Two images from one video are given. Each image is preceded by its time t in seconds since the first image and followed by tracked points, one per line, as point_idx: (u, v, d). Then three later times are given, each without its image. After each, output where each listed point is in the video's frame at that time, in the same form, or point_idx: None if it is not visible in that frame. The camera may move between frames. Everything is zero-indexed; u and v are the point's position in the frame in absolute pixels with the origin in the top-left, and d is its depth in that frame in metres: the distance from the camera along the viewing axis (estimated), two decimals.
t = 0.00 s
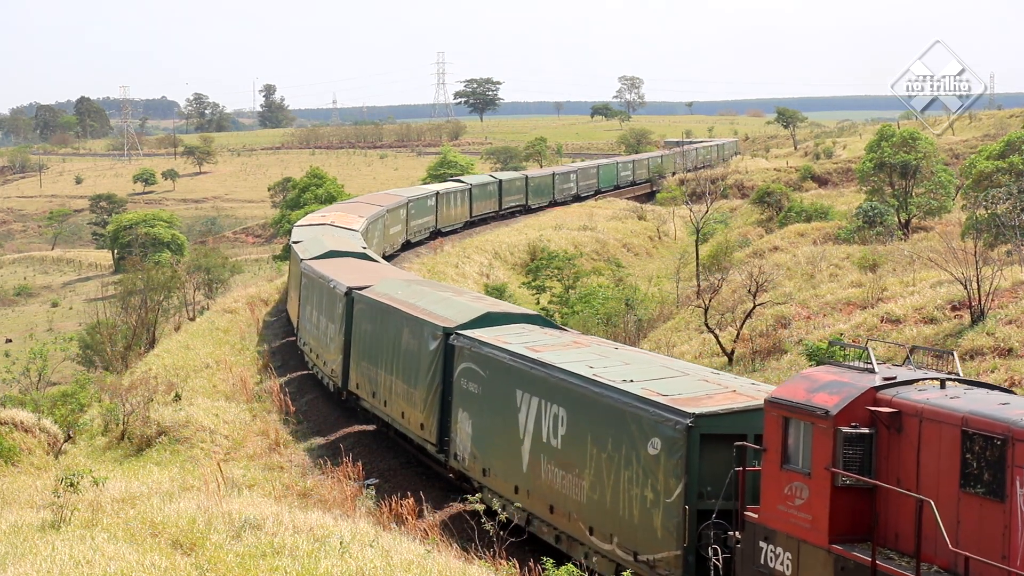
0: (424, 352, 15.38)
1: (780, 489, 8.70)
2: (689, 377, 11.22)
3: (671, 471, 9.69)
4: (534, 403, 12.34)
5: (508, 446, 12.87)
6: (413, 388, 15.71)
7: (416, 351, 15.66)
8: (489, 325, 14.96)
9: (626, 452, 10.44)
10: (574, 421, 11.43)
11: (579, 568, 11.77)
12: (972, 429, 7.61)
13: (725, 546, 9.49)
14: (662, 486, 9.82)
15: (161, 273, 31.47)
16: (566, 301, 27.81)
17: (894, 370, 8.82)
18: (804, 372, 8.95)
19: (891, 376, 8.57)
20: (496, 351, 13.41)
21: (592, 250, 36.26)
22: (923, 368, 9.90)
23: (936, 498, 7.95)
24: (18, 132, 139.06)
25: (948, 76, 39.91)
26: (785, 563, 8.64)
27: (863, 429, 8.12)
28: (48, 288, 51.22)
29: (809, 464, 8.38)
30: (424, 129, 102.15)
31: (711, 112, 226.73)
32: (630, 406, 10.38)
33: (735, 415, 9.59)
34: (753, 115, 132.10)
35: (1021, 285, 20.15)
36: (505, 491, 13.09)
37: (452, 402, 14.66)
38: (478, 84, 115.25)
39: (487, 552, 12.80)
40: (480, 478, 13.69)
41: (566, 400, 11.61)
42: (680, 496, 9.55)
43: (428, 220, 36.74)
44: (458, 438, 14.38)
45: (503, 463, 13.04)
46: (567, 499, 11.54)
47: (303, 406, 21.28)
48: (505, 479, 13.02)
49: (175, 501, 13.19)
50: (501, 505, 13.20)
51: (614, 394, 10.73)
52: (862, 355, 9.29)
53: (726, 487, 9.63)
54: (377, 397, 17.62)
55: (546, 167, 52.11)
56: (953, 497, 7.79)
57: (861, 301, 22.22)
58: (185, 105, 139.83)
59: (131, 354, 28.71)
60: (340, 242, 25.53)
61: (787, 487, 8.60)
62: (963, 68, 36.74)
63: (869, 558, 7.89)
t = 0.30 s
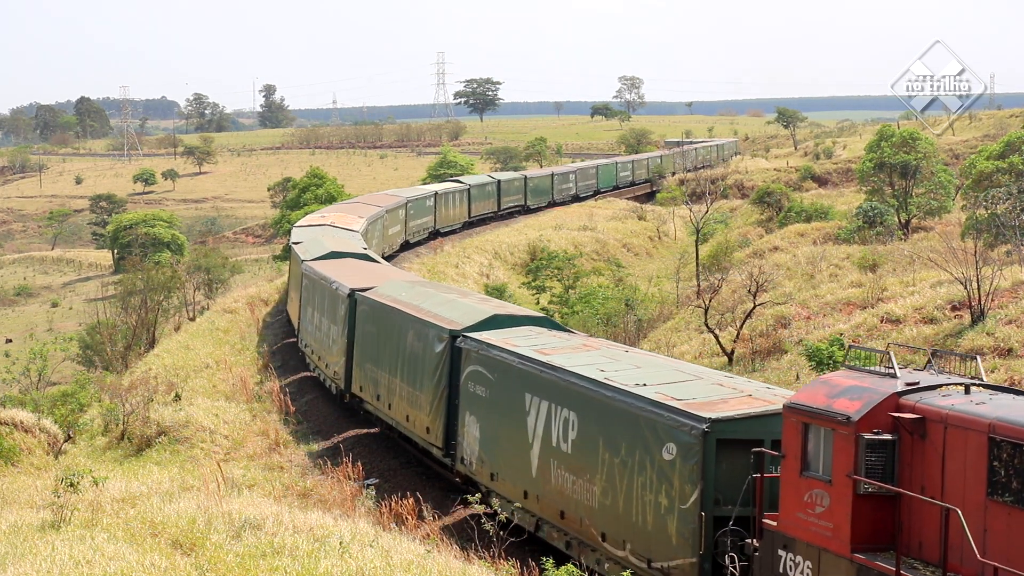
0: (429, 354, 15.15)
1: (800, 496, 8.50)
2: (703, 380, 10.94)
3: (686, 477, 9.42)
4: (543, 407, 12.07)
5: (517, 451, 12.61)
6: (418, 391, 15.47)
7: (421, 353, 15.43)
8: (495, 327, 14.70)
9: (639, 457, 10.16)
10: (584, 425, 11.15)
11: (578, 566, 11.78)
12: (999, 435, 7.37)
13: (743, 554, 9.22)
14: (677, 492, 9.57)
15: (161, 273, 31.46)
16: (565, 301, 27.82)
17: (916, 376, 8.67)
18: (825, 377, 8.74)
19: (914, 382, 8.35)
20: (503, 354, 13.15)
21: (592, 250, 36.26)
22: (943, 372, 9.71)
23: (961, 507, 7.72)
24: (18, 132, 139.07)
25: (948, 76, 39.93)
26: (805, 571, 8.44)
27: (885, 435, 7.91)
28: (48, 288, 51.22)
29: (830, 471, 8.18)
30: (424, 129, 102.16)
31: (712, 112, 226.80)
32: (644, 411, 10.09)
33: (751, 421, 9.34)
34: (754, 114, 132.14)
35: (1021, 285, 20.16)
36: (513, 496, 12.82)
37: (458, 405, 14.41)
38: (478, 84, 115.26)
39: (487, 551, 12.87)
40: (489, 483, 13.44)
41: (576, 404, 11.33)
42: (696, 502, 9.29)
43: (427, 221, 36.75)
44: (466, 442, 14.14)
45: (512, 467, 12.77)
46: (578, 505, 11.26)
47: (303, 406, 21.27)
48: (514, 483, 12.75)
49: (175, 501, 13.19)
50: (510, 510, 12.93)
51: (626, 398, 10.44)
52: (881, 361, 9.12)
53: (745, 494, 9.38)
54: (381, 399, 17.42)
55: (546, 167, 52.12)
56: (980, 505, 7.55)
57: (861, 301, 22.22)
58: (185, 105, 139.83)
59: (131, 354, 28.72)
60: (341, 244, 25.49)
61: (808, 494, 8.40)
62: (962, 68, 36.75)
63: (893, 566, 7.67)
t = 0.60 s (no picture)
0: (435, 357, 15.08)
1: (821, 504, 8.32)
2: (718, 384, 10.81)
3: (703, 482, 9.26)
4: (553, 410, 11.93)
5: (527, 455, 12.49)
6: (425, 394, 15.37)
7: (427, 355, 15.35)
8: (503, 329, 14.60)
9: (654, 462, 10.01)
10: (596, 430, 11.02)
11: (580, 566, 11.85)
12: None
13: (761, 561, 9.05)
14: (693, 498, 9.40)
15: (161, 273, 31.47)
16: (565, 301, 27.83)
17: (941, 381, 8.40)
18: (846, 383, 8.56)
19: (939, 388, 8.14)
20: (513, 356, 13.00)
21: (592, 250, 36.27)
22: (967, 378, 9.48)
23: (990, 517, 7.47)
24: (18, 132, 139.10)
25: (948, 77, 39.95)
26: None
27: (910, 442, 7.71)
28: (48, 287, 51.24)
29: (852, 478, 8.01)
30: (424, 129, 102.18)
31: (711, 111, 227.02)
32: (659, 415, 9.94)
33: (769, 425, 9.14)
34: (754, 114, 132.16)
35: (1021, 285, 20.17)
36: (522, 500, 12.70)
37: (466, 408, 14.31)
38: (478, 84, 115.28)
39: (488, 552, 12.90)
40: (497, 487, 13.33)
41: (588, 408, 11.19)
42: (714, 509, 9.11)
43: (426, 221, 36.71)
44: (473, 446, 14.03)
45: (522, 471, 12.65)
46: (590, 510, 11.14)
47: (303, 406, 21.26)
48: (523, 488, 12.63)
49: (175, 501, 13.20)
50: (519, 515, 12.81)
51: (640, 402, 10.30)
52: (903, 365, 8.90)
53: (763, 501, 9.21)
54: (387, 402, 17.32)
55: (546, 167, 52.13)
56: (1010, 514, 7.31)
57: (861, 301, 22.23)
58: (185, 105, 139.83)
59: (132, 354, 28.74)
60: (342, 245, 25.46)
61: (829, 502, 8.22)
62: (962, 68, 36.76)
63: None
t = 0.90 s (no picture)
0: (441, 359, 14.99)
1: (843, 511, 8.05)
2: (732, 388, 10.66)
3: (719, 489, 9.09)
4: (562, 415, 11.77)
5: (537, 460, 12.32)
6: (431, 397, 15.25)
7: (433, 358, 15.25)
8: (509, 332, 14.51)
9: (668, 468, 9.84)
10: (607, 435, 10.85)
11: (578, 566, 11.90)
12: None
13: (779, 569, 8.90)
14: (710, 505, 9.22)
15: (161, 273, 31.48)
16: (565, 302, 27.81)
17: (968, 387, 8.11)
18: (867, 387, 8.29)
19: (964, 393, 7.88)
20: (521, 360, 12.85)
21: (592, 250, 36.27)
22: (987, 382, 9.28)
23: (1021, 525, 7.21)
24: (18, 132, 139.11)
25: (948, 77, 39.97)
26: None
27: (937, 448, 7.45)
28: (48, 288, 51.24)
29: (876, 485, 7.74)
30: (424, 129, 102.20)
31: (711, 111, 227.22)
32: (673, 420, 9.77)
33: (787, 431, 9.01)
34: (753, 114, 132.25)
35: (1021, 285, 20.16)
36: (532, 507, 12.51)
37: (473, 412, 14.18)
38: (478, 84, 115.33)
39: (486, 553, 12.82)
40: (506, 493, 13.16)
41: (599, 413, 11.03)
42: (731, 516, 8.95)
43: (423, 222, 36.60)
44: (481, 451, 13.89)
45: (531, 477, 12.47)
46: (601, 517, 10.94)
47: (303, 406, 21.27)
48: (533, 493, 12.45)
49: (175, 501, 13.19)
50: (529, 521, 12.63)
51: (654, 406, 10.12)
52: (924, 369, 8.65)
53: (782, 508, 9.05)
54: (392, 405, 17.20)
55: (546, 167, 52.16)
56: None
57: (861, 301, 22.22)
58: (185, 105, 139.87)
59: (131, 354, 28.74)
60: (342, 246, 25.42)
61: (852, 510, 7.95)
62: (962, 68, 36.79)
63: None
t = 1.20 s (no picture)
0: (447, 362, 14.95)
1: (867, 519, 7.81)
2: (746, 393, 10.58)
3: (737, 495, 8.94)
4: (573, 419, 11.72)
5: (548, 465, 12.27)
6: (438, 400, 15.20)
7: (440, 361, 15.21)
8: (518, 335, 14.49)
9: (684, 474, 9.73)
10: (619, 440, 10.79)
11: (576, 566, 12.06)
12: None
13: None
14: (728, 512, 9.07)
15: (161, 273, 31.50)
16: (565, 302, 27.80)
17: (996, 392, 7.80)
18: (893, 392, 8.03)
19: (994, 399, 7.53)
20: (531, 363, 12.80)
21: (592, 250, 36.26)
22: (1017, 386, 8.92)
23: None
24: (18, 132, 139.11)
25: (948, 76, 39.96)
26: None
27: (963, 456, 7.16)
28: (48, 287, 51.23)
29: (902, 494, 7.49)
30: (424, 129, 102.21)
31: (711, 111, 227.30)
32: (688, 425, 9.66)
33: (807, 436, 8.81)
34: (753, 114, 132.30)
35: (1022, 285, 20.15)
36: (543, 512, 12.45)
37: (481, 416, 14.14)
38: (478, 84, 115.37)
39: (488, 554, 12.82)
40: (515, 498, 13.09)
41: (610, 417, 10.98)
42: (750, 524, 8.78)
43: (421, 221, 36.52)
44: (489, 455, 13.84)
45: (542, 482, 12.42)
46: (614, 523, 10.87)
47: (303, 406, 21.31)
48: (543, 499, 12.40)
49: (175, 501, 13.18)
50: (539, 527, 12.56)
51: (668, 411, 10.02)
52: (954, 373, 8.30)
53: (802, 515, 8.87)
54: (398, 408, 17.14)
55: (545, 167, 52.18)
56: None
57: (861, 301, 22.21)
58: (185, 104, 139.89)
59: (132, 354, 28.74)
60: (343, 246, 25.37)
61: (877, 518, 7.71)
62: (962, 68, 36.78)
63: None
